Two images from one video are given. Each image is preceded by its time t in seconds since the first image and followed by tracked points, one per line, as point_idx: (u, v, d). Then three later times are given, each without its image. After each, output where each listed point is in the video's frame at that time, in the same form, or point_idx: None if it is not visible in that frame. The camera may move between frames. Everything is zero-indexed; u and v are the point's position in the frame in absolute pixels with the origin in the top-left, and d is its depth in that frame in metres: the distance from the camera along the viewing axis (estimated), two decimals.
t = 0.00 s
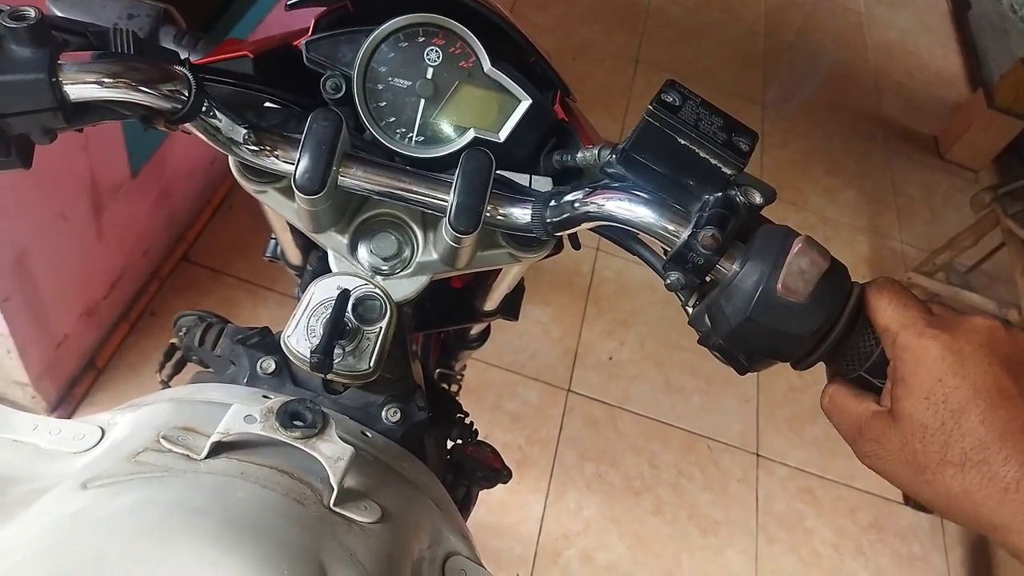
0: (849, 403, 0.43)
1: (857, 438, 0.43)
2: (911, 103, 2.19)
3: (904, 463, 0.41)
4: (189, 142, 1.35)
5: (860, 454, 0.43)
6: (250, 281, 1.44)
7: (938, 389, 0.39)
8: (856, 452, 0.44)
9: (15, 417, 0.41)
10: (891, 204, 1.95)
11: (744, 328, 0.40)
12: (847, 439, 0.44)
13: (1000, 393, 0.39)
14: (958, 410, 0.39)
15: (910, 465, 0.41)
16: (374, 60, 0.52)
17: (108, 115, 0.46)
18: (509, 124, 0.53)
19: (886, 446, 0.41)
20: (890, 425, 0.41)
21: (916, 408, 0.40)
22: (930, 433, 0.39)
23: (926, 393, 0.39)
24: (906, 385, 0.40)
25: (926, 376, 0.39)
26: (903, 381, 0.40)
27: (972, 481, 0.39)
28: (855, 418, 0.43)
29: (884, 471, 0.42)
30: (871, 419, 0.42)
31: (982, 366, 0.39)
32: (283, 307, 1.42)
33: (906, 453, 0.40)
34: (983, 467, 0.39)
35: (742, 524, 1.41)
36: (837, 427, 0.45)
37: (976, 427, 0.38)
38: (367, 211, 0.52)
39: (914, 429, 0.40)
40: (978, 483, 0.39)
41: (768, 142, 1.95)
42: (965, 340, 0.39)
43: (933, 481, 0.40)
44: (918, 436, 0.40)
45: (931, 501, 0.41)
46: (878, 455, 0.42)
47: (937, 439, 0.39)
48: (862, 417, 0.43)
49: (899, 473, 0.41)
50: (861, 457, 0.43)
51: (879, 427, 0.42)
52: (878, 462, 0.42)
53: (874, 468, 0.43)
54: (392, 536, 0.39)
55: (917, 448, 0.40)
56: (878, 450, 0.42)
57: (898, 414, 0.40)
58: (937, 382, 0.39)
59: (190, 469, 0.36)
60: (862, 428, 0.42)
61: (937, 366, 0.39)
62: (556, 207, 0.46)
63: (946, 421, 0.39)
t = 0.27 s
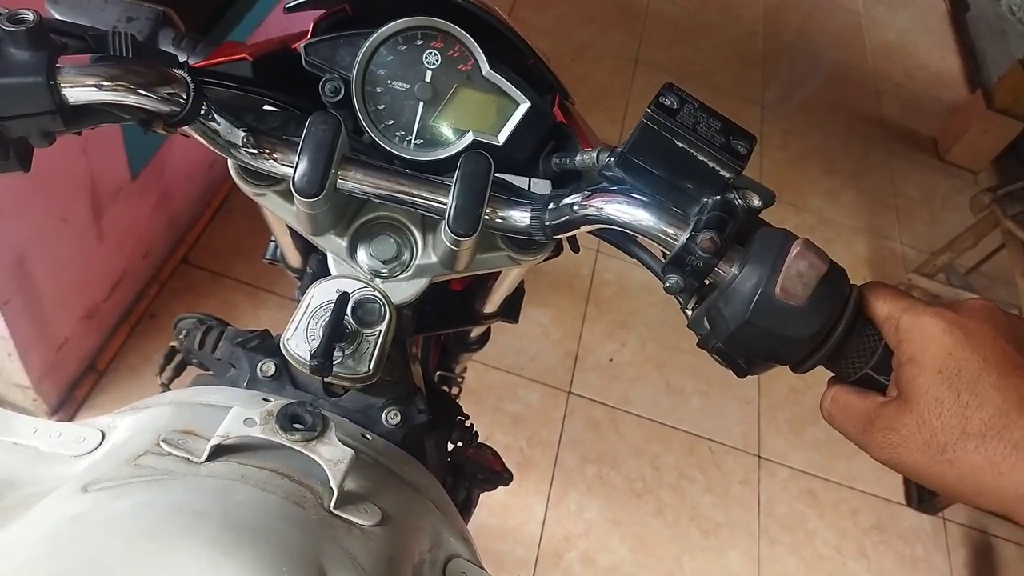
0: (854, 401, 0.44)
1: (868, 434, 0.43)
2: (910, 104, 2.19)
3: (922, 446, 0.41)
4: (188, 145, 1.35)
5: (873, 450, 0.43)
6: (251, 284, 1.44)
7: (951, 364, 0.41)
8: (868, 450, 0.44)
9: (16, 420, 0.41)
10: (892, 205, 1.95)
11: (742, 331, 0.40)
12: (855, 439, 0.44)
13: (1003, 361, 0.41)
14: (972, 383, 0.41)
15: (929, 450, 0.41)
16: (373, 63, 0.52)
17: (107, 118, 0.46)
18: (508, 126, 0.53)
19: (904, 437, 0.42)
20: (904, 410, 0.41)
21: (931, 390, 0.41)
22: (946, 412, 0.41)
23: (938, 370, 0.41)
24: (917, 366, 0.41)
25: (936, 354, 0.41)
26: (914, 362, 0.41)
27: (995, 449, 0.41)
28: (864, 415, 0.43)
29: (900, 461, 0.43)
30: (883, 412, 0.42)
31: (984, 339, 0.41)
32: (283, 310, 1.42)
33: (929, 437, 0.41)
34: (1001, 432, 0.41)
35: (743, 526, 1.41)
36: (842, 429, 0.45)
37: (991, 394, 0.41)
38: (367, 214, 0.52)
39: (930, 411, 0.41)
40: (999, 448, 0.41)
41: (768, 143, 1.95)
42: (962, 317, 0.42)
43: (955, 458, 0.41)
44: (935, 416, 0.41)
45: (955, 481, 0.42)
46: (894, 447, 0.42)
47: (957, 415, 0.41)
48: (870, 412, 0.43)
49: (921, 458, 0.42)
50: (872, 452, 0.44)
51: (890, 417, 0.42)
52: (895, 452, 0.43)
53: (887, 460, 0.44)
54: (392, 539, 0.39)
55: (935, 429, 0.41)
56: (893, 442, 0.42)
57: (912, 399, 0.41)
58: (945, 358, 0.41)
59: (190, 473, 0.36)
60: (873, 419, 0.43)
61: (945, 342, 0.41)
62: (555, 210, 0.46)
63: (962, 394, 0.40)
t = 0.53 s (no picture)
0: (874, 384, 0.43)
1: (893, 413, 0.43)
2: (913, 104, 2.19)
3: (954, 410, 0.42)
4: (191, 146, 1.35)
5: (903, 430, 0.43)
6: (253, 284, 1.44)
7: (962, 327, 0.44)
8: (892, 432, 0.43)
9: (19, 421, 0.41)
10: (894, 205, 1.94)
11: (744, 332, 0.40)
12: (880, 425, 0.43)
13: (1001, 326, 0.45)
14: (984, 341, 0.43)
15: (962, 412, 0.42)
16: (375, 63, 0.52)
17: (109, 117, 0.46)
18: (510, 127, 0.53)
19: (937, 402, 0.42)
20: (930, 377, 0.42)
21: (953, 351, 0.43)
22: (969, 372, 0.42)
23: (955, 332, 0.43)
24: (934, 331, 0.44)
25: (947, 318, 0.44)
26: (929, 328, 0.44)
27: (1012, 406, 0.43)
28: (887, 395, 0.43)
29: (929, 436, 0.43)
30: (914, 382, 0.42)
31: (980, 306, 0.45)
32: (285, 310, 1.42)
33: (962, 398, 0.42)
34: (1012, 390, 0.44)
35: (745, 526, 1.41)
36: (859, 421, 0.44)
37: (1000, 352, 0.44)
38: (369, 214, 0.52)
39: (954, 373, 0.42)
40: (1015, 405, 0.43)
41: (770, 143, 1.94)
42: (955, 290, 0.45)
43: (989, 415, 0.43)
44: (960, 376, 0.42)
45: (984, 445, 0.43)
46: (926, 417, 0.42)
47: (979, 373, 0.43)
48: (890, 392, 0.43)
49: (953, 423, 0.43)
50: (897, 435, 0.43)
51: (915, 388, 0.42)
52: (928, 425, 0.42)
53: (915, 439, 0.43)
54: (393, 539, 0.39)
55: (964, 390, 0.42)
56: (925, 413, 0.42)
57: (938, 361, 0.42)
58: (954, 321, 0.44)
59: (191, 473, 0.36)
60: (898, 395, 0.43)
61: (952, 308, 0.44)
62: (557, 211, 0.46)
63: (979, 353, 0.43)
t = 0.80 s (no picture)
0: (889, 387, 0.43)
1: (911, 415, 0.42)
2: (925, 99, 2.17)
3: (975, 412, 0.42)
4: (202, 143, 1.36)
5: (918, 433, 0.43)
6: (263, 280, 1.44)
7: (980, 328, 0.44)
8: (907, 434, 0.43)
9: (32, 417, 0.41)
10: (906, 200, 1.93)
11: (755, 329, 0.40)
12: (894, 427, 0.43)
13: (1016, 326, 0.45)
14: (1001, 342, 0.44)
15: (979, 414, 0.43)
16: (385, 60, 0.52)
17: (120, 115, 0.46)
18: (519, 123, 0.53)
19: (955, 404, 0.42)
20: (949, 378, 0.42)
21: (970, 353, 0.43)
22: (986, 373, 0.43)
23: (972, 333, 0.44)
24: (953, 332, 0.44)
25: (965, 319, 0.44)
26: (947, 330, 0.43)
27: None
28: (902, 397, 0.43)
29: (943, 438, 0.43)
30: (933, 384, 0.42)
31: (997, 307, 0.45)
32: (296, 306, 1.43)
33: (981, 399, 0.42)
34: None
35: (755, 523, 1.41)
36: (875, 422, 0.44)
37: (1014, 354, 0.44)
38: (379, 211, 0.52)
39: (971, 375, 0.42)
40: None
41: (781, 138, 1.93)
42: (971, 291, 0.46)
43: (1005, 417, 0.43)
44: (977, 378, 0.42)
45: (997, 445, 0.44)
46: (943, 418, 0.42)
47: (995, 375, 0.43)
48: (907, 393, 0.43)
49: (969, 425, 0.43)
50: (912, 436, 0.43)
51: (934, 389, 0.42)
52: (946, 426, 0.42)
53: (931, 441, 0.43)
54: (404, 535, 0.39)
55: (982, 391, 0.42)
56: (943, 414, 0.42)
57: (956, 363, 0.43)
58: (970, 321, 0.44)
59: (203, 469, 0.36)
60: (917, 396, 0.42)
61: (969, 309, 0.44)
62: (566, 208, 0.46)
63: (996, 354, 0.43)
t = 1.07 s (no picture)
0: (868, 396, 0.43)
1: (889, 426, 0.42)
2: (916, 98, 2.18)
3: (952, 430, 0.41)
4: (193, 146, 1.35)
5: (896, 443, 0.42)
6: (255, 283, 1.44)
7: (968, 344, 0.42)
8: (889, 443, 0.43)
9: (20, 425, 0.41)
10: (898, 200, 1.94)
11: (745, 332, 0.40)
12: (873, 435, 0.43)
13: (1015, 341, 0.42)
14: (991, 360, 0.41)
15: (956, 432, 0.41)
16: (375, 63, 0.52)
17: (109, 120, 0.46)
18: (511, 126, 0.53)
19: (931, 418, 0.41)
20: (926, 394, 0.41)
21: (952, 369, 0.41)
22: (968, 392, 0.40)
23: (957, 349, 0.41)
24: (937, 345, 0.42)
25: (953, 334, 0.42)
26: (933, 343, 0.42)
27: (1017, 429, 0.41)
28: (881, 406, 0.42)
29: (924, 451, 0.42)
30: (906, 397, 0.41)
31: (996, 322, 0.42)
32: (288, 309, 1.42)
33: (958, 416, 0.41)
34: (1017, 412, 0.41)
35: (748, 523, 1.41)
36: (856, 428, 0.44)
37: (1008, 372, 0.41)
38: (369, 216, 0.52)
39: (951, 392, 0.41)
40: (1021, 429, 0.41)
41: (773, 139, 1.94)
42: (972, 304, 0.43)
43: (982, 438, 0.41)
44: (957, 396, 0.41)
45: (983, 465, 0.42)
46: (919, 433, 0.41)
47: (977, 394, 0.41)
48: (887, 405, 0.42)
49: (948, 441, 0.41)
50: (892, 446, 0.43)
51: (912, 403, 0.41)
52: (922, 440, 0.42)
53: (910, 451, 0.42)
54: (395, 541, 0.39)
55: (961, 410, 0.41)
56: (918, 428, 0.41)
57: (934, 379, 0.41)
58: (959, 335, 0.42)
59: (192, 476, 0.36)
60: (894, 408, 0.42)
61: (960, 323, 0.42)
62: (557, 211, 0.46)
63: (983, 372, 0.41)
